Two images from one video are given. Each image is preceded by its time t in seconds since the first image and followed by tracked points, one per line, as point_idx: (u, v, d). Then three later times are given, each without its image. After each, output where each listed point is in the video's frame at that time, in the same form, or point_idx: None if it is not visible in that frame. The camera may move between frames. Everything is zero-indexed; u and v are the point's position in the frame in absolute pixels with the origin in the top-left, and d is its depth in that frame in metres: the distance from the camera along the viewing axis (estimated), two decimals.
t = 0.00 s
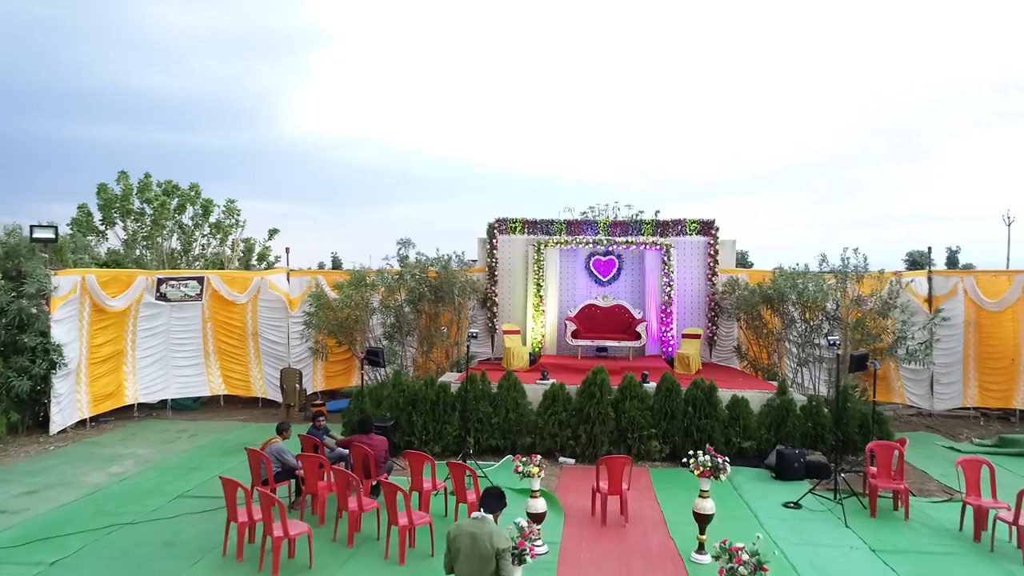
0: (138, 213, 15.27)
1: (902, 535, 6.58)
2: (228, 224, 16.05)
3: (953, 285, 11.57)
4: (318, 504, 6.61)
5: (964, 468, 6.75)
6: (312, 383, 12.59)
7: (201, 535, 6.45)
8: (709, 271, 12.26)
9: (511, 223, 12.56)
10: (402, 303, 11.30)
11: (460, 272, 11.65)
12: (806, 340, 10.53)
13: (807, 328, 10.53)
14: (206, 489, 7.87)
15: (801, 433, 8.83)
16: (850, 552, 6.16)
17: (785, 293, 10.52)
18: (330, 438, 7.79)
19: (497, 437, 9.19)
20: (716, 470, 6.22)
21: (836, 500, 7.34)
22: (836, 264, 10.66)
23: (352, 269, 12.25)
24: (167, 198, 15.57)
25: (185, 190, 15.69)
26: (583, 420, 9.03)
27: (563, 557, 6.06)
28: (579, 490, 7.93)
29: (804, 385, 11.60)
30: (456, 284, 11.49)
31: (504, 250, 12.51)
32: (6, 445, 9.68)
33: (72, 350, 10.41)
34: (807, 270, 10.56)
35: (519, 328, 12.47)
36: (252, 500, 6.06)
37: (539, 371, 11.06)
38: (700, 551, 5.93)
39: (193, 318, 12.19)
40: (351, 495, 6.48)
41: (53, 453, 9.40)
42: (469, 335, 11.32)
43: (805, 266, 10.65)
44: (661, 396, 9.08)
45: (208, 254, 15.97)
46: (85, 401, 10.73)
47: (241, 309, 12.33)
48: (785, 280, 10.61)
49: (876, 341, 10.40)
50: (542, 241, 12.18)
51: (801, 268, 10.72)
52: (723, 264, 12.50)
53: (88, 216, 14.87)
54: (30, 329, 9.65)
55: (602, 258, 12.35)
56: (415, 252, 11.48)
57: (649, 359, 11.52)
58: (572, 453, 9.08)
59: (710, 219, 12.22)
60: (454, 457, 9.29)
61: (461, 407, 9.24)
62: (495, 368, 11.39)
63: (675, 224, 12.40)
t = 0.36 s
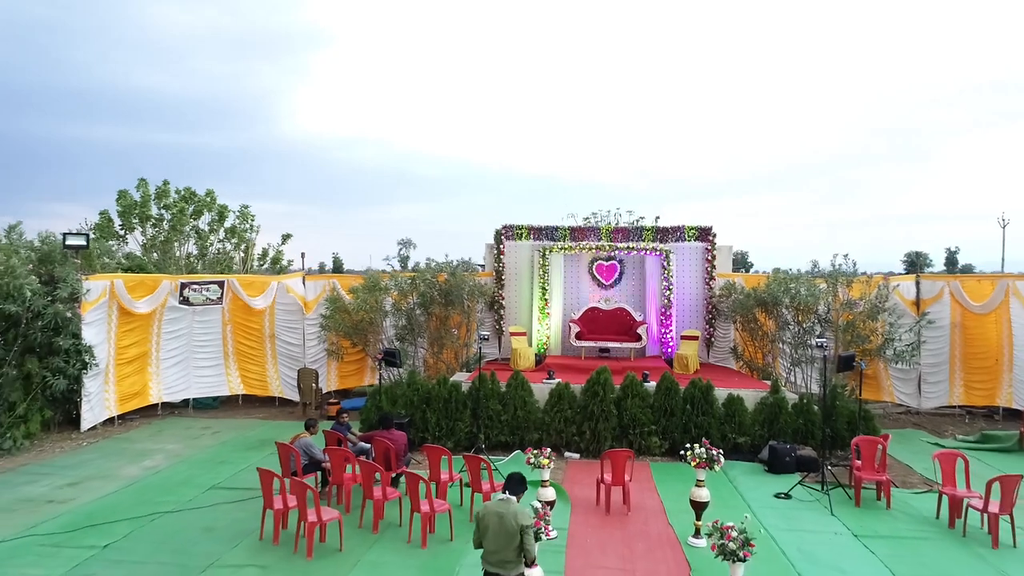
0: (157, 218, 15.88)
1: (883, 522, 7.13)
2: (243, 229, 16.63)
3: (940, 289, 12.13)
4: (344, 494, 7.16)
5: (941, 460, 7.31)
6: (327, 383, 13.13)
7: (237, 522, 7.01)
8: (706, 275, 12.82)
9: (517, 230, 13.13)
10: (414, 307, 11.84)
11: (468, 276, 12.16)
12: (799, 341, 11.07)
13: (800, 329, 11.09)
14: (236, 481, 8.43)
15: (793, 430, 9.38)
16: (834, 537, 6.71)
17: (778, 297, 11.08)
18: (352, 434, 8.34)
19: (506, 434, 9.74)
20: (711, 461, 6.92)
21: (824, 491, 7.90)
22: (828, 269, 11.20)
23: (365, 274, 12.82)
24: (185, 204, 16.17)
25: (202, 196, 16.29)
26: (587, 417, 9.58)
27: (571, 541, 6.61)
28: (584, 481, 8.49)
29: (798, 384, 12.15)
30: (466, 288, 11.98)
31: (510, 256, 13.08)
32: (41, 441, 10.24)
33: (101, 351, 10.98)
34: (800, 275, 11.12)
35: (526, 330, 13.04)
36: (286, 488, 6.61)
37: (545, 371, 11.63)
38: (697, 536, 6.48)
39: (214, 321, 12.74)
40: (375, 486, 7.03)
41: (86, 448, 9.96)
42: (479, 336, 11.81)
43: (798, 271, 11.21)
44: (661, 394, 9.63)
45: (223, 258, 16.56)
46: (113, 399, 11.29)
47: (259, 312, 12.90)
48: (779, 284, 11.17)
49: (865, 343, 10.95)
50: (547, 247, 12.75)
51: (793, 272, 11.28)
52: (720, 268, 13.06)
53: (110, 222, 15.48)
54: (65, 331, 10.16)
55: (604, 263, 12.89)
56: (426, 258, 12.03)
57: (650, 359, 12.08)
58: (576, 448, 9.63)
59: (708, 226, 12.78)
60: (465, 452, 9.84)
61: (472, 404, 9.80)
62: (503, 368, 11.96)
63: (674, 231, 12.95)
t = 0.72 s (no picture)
0: (176, 223, 16.49)
1: (869, 510, 7.71)
2: (258, 232, 17.23)
3: (929, 292, 12.70)
4: (370, 484, 7.75)
5: (924, 453, 7.89)
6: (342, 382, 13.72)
7: (273, 510, 7.59)
8: (706, 279, 13.41)
9: (524, 235, 13.72)
10: (427, 310, 12.41)
11: (478, 280, 12.70)
12: (794, 342, 11.64)
13: (795, 330, 11.64)
14: (267, 474, 9.02)
15: (787, 426, 9.95)
16: (823, 523, 7.29)
17: (775, 300, 11.64)
18: (375, 429, 8.92)
19: (517, 430, 10.32)
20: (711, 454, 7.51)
21: (815, 482, 8.48)
22: (821, 273, 11.78)
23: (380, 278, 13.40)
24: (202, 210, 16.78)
25: (218, 202, 16.89)
26: (593, 414, 10.16)
27: (581, 527, 7.20)
28: (591, 473, 9.07)
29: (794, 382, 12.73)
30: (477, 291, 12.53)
31: (518, 260, 13.67)
32: (76, 437, 10.81)
33: (130, 351, 11.53)
34: (795, 279, 11.68)
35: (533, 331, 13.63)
36: (320, 479, 7.19)
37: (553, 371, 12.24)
38: (697, 522, 7.07)
39: (235, 322, 13.31)
40: (400, 476, 7.61)
41: (120, 444, 10.54)
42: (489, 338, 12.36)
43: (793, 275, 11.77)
44: (663, 392, 10.20)
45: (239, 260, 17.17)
46: (141, 398, 11.87)
47: (278, 314, 13.49)
48: (775, 287, 11.74)
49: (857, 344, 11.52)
50: (554, 252, 13.33)
51: (789, 276, 11.84)
52: (720, 272, 13.65)
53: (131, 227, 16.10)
54: (101, 333, 10.69)
55: (608, 268, 13.44)
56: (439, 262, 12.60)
57: (652, 359, 12.67)
58: (583, 443, 10.21)
59: (707, 232, 13.36)
60: (478, 447, 10.43)
61: (485, 402, 10.38)
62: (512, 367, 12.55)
63: (675, 236, 13.53)
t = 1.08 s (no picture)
0: (193, 229, 17.07)
1: (856, 501, 8.29)
2: (271, 237, 17.83)
3: (918, 296, 13.32)
4: (392, 477, 8.33)
5: (906, 448, 8.47)
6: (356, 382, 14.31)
7: (302, 501, 8.18)
8: (705, 284, 13.99)
9: (531, 242, 14.30)
10: (438, 313, 13.01)
11: (487, 284, 13.26)
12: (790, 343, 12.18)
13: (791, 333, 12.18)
14: (292, 468, 9.61)
15: (781, 423, 10.53)
16: (812, 513, 7.88)
17: (771, 303, 12.21)
18: (394, 426, 9.51)
19: (526, 427, 10.89)
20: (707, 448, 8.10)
21: (806, 476, 9.07)
22: (815, 279, 12.33)
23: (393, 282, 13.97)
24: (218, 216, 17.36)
25: (234, 208, 17.48)
26: (598, 412, 10.74)
27: (589, 516, 7.78)
28: (597, 468, 9.66)
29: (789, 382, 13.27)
30: (487, 295, 13.13)
31: (525, 266, 14.27)
32: (106, 434, 11.37)
33: (155, 352, 12.09)
34: (790, 284, 12.24)
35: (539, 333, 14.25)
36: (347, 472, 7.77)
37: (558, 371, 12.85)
38: (695, 511, 7.64)
39: (254, 324, 13.89)
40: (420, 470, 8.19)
41: (149, 441, 11.12)
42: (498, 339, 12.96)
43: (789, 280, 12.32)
44: (664, 393, 10.78)
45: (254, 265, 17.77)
46: (166, 397, 12.44)
47: (295, 316, 14.07)
48: (772, 292, 12.30)
49: (850, 346, 12.07)
50: (559, 258, 13.93)
51: (785, 281, 12.40)
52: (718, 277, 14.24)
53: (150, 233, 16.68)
54: (132, 335, 11.27)
55: (611, 273, 14.07)
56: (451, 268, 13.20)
57: (653, 361, 13.28)
58: (588, 440, 10.78)
59: (706, 239, 13.94)
60: (488, 444, 11.01)
61: (494, 401, 10.97)
62: (519, 368, 13.14)
63: (675, 242, 14.11)
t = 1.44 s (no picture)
0: (208, 235, 17.70)
1: (842, 494, 8.91)
2: (284, 243, 18.46)
3: (906, 300, 13.94)
4: (410, 472, 8.94)
5: (889, 444, 9.09)
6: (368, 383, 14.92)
7: (326, 493, 8.80)
8: (702, 288, 14.60)
9: (536, 248, 14.94)
10: (446, 317, 13.69)
11: (494, 289, 13.85)
12: (783, 346, 12.76)
13: (784, 335, 12.77)
14: (313, 464, 10.23)
15: (774, 422, 11.14)
16: (800, 504, 8.49)
17: (766, 307, 12.84)
18: (409, 424, 10.12)
19: (532, 425, 11.50)
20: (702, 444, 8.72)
21: (796, 471, 9.68)
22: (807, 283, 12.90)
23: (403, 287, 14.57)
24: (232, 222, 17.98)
25: (247, 214, 18.10)
26: (600, 411, 11.36)
27: (593, 508, 8.39)
28: (599, 464, 10.27)
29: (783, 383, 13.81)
30: (493, 299, 13.73)
31: (530, 271, 14.88)
32: (132, 433, 11.95)
33: (178, 354, 12.69)
34: (784, 289, 12.83)
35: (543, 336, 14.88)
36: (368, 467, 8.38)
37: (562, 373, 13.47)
38: (692, 503, 8.26)
39: (271, 328, 14.51)
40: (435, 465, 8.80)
41: (175, 439, 11.73)
42: (504, 341, 13.52)
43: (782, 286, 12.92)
44: (663, 393, 11.39)
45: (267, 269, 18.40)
46: (187, 397, 13.03)
47: (308, 320, 14.70)
48: (766, 296, 12.94)
49: (840, 348, 12.45)
50: (563, 265, 14.57)
51: (778, 286, 13.01)
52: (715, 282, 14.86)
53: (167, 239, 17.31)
54: (159, 338, 11.91)
55: (613, 278, 14.71)
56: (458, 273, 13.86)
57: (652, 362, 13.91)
58: (591, 438, 11.38)
59: (703, 246, 14.55)
60: (497, 441, 11.62)
61: (502, 401, 11.60)
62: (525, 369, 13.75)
63: (674, 249, 14.73)
